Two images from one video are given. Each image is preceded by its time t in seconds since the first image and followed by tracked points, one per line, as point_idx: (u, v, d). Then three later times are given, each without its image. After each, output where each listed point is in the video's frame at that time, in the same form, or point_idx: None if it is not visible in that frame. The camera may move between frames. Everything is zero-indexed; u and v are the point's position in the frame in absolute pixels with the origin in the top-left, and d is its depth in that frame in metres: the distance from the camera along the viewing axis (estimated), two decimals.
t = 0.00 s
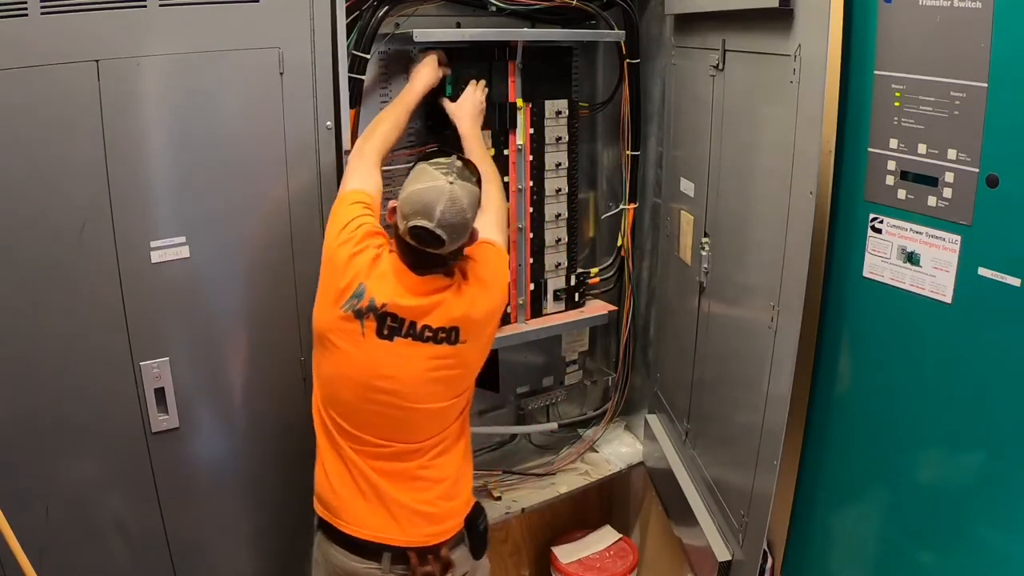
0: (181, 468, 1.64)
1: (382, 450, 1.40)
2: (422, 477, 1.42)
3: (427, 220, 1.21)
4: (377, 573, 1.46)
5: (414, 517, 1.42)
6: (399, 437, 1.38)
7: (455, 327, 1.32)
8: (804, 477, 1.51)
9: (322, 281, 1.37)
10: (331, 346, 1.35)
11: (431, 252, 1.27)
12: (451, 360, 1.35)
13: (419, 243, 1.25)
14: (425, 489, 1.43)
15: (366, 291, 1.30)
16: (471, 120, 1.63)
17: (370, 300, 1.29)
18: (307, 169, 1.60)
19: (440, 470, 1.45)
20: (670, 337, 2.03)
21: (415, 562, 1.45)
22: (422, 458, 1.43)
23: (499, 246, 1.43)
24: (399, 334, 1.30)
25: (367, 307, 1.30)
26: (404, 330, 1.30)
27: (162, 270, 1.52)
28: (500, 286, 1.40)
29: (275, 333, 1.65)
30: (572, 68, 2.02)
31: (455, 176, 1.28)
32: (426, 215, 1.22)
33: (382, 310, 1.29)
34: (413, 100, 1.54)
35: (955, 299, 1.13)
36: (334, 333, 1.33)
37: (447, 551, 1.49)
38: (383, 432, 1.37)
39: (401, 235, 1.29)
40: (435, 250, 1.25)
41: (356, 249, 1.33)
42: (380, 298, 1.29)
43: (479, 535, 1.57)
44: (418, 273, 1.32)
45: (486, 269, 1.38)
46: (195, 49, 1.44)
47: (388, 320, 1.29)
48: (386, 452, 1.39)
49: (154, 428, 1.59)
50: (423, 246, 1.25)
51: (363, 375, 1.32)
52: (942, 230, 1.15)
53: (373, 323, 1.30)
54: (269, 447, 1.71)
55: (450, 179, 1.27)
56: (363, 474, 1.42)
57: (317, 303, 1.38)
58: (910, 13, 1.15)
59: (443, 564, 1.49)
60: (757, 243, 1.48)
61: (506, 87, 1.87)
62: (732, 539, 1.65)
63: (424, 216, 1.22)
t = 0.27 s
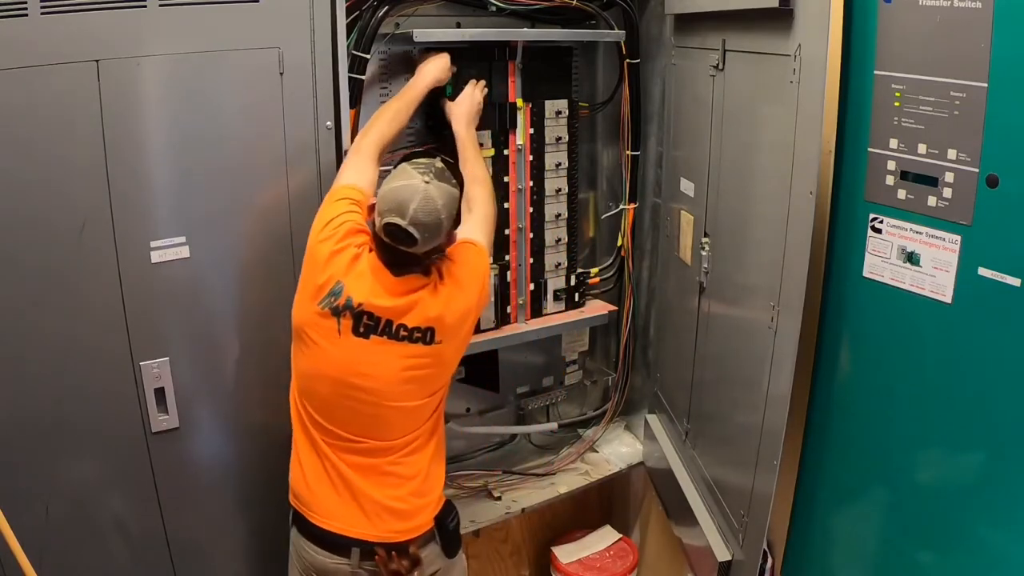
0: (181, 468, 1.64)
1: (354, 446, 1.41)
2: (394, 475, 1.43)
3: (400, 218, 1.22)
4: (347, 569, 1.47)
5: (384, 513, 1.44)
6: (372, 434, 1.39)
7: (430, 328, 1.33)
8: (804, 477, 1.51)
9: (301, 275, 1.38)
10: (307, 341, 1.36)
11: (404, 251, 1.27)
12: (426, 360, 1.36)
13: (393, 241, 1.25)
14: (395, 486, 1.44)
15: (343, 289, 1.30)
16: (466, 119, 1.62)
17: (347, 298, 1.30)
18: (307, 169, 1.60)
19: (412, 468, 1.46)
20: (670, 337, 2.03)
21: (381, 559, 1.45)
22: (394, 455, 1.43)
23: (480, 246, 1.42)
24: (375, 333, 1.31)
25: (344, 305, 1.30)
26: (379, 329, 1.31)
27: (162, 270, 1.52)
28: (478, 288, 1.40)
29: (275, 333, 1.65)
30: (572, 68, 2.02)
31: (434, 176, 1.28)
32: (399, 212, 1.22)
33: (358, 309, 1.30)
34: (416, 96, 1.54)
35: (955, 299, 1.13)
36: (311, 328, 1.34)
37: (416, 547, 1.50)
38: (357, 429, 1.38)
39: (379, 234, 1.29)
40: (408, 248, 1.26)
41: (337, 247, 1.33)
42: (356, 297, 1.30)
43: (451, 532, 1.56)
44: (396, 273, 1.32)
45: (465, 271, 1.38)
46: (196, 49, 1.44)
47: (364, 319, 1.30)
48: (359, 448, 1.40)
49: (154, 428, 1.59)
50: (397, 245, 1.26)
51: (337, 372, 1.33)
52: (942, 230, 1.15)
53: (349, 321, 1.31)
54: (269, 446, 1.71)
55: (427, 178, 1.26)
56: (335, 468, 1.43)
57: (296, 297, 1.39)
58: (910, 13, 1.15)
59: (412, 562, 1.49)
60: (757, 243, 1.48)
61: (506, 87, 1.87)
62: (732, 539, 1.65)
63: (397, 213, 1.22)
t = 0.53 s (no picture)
0: (180, 468, 1.64)
1: (358, 446, 1.41)
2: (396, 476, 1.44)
3: (411, 220, 1.22)
4: (345, 564, 1.47)
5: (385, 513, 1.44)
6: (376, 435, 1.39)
7: (437, 331, 1.33)
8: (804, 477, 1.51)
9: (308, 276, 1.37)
10: (315, 342, 1.36)
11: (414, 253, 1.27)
12: (431, 362, 1.36)
13: (403, 244, 1.26)
14: (397, 487, 1.44)
15: (352, 292, 1.30)
16: (467, 119, 1.63)
17: (356, 301, 1.30)
18: (307, 169, 1.60)
19: (415, 469, 1.46)
20: (670, 337, 2.03)
21: (378, 554, 1.45)
22: (397, 456, 1.44)
23: (485, 248, 1.44)
24: (382, 336, 1.31)
25: (352, 307, 1.30)
26: (387, 332, 1.31)
27: (162, 270, 1.52)
28: (484, 291, 1.41)
29: (275, 333, 1.65)
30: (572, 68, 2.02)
31: (445, 180, 1.28)
32: (410, 215, 1.22)
33: (367, 311, 1.30)
34: (422, 97, 1.55)
35: (955, 299, 1.13)
36: (318, 329, 1.34)
37: (413, 544, 1.49)
38: (361, 430, 1.38)
39: (388, 237, 1.29)
40: (418, 251, 1.25)
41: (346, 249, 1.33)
42: (365, 300, 1.29)
43: (446, 529, 1.55)
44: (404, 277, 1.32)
45: (472, 274, 1.38)
46: (196, 49, 1.44)
47: (372, 322, 1.30)
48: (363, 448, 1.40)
49: (153, 428, 1.59)
50: (407, 247, 1.26)
51: (344, 374, 1.33)
52: (942, 230, 1.15)
53: (357, 323, 1.30)
54: (269, 446, 1.71)
55: (438, 182, 1.26)
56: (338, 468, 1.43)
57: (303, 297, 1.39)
58: (910, 13, 1.15)
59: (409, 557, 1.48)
60: (757, 243, 1.48)
61: (505, 87, 1.87)
62: (732, 539, 1.65)
63: (408, 216, 1.22)
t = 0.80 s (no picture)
0: (180, 468, 1.64)
1: (341, 442, 1.40)
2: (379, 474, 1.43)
3: (397, 224, 1.22)
4: (335, 567, 1.47)
5: (366, 510, 1.44)
6: (359, 432, 1.39)
7: (422, 329, 1.33)
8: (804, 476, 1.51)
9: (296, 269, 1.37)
10: (300, 335, 1.36)
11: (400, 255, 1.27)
12: (415, 359, 1.36)
13: (388, 246, 1.25)
14: (380, 485, 1.44)
15: (338, 286, 1.30)
16: (467, 116, 1.62)
17: (341, 295, 1.30)
18: (307, 169, 1.60)
19: (398, 467, 1.46)
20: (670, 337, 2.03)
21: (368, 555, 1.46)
22: (381, 454, 1.43)
23: (474, 246, 1.43)
24: (367, 332, 1.31)
25: (338, 302, 1.30)
26: (371, 328, 1.30)
27: (162, 270, 1.52)
28: (471, 290, 1.40)
29: (275, 333, 1.65)
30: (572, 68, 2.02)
31: (431, 182, 1.28)
32: (396, 218, 1.22)
33: (352, 307, 1.29)
34: (418, 92, 1.54)
35: (955, 299, 1.13)
36: (304, 323, 1.34)
37: (403, 543, 1.50)
38: (345, 426, 1.38)
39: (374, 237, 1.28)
40: (403, 254, 1.25)
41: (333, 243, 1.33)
42: (350, 295, 1.29)
43: (437, 524, 1.56)
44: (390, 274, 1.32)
45: (460, 272, 1.38)
46: (196, 49, 1.44)
47: (357, 317, 1.30)
48: (346, 445, 1.40)
49: (154, 428, 1.59)
50: (393, 249, 1.26)
51: (327, 370, 1.32)
52: (942, 230, 1.15)
53: (342, 318, 1.30)
54: (269, 446, 1.71)
55: (425, 184, 1.26)
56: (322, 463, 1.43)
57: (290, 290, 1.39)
58: (910, 13, 1.15)
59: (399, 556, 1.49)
60: (757, 243, 1.48)
61: (505, 87, 1.87)
62: (732, 539, 1.65)
63: (394, 219, 1.22)
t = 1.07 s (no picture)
0: (180, 468, 1.64)
1: (354, 442, 1.41)
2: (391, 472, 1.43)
3: (412, 221, 1.22)
4: (342, 564, 1.47)
5: (380, 510, 1.44)
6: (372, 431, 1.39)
7: (433, 327, 1.33)
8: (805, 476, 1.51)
9: (307, 271, 1.37)
10: (311, 336, 1.36)
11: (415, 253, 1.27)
12: (427, 358, 1.36)
13: (404, 244, 1.26)
14: (392, 484, 1.44)
15: (349, 287, 1.30)
16: (470, 116, 1.62)
17: (353, 296, 1.30)
18: (307, 169, 1.60)
19: (410, 466, 1.46)
20: (670, 337, 2.03)
21: (376, 553, 1.45)
22: (393, 453, 1.43)
23: (486, 245, 1.42)
24: (380, 331, 1.31)
25: (350, 302, 1.30)
26: (384, 328, 1.31)
27: (162, 270, 1.52)
28: (482, 288, 1.40)
29: (274, 333, 1.65)
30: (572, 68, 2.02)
31: (443, 179, 1.28)
32: (411, 215, 1.22)
33: (364, 307, 1.30)
34: (423, 93, 1.54)
35: (955, 299, 1.13)
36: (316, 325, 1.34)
37: (411, 543, 1.49)
38: (357, 426, 1.38)
39: (387, 235, 1.29)
40: (419, 251, 1.26)
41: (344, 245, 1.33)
42: (362, 295, 1.30)
43: (445, 526, 1.56)
44: (402, 273, 1.32)
45: (470, 271, 1.38)
46: (196, 49, 1.44)
47: (370, 317, 1.30)
48: (358, 444, 1.40)
49: (154, 428, 1.59)
50: (408, 247, 1.26)
51: (340, 369, 1.33)
52: (942, 230, 1.15)
53: (354, 318, 1.31)
54: (269, 446, 1.72)
55: (437, 180, 1.26)
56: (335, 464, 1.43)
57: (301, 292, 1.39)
58: (910, 13, 1.15)
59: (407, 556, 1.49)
60: (757, 243, 1.48)
61: (505, 87, 1.87)
62: (732, 539, 1.65)
63: (410, 216, 1.22)
